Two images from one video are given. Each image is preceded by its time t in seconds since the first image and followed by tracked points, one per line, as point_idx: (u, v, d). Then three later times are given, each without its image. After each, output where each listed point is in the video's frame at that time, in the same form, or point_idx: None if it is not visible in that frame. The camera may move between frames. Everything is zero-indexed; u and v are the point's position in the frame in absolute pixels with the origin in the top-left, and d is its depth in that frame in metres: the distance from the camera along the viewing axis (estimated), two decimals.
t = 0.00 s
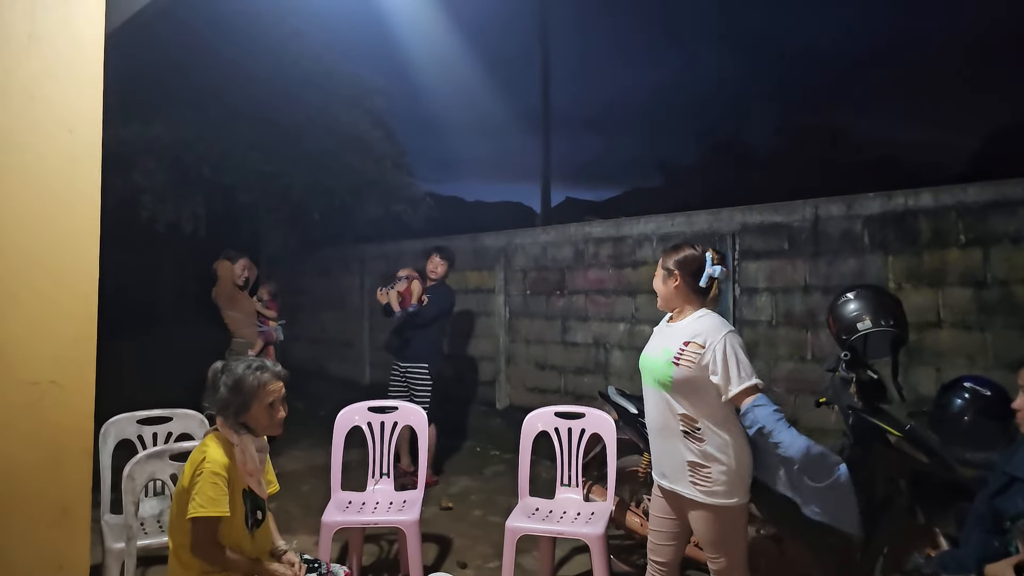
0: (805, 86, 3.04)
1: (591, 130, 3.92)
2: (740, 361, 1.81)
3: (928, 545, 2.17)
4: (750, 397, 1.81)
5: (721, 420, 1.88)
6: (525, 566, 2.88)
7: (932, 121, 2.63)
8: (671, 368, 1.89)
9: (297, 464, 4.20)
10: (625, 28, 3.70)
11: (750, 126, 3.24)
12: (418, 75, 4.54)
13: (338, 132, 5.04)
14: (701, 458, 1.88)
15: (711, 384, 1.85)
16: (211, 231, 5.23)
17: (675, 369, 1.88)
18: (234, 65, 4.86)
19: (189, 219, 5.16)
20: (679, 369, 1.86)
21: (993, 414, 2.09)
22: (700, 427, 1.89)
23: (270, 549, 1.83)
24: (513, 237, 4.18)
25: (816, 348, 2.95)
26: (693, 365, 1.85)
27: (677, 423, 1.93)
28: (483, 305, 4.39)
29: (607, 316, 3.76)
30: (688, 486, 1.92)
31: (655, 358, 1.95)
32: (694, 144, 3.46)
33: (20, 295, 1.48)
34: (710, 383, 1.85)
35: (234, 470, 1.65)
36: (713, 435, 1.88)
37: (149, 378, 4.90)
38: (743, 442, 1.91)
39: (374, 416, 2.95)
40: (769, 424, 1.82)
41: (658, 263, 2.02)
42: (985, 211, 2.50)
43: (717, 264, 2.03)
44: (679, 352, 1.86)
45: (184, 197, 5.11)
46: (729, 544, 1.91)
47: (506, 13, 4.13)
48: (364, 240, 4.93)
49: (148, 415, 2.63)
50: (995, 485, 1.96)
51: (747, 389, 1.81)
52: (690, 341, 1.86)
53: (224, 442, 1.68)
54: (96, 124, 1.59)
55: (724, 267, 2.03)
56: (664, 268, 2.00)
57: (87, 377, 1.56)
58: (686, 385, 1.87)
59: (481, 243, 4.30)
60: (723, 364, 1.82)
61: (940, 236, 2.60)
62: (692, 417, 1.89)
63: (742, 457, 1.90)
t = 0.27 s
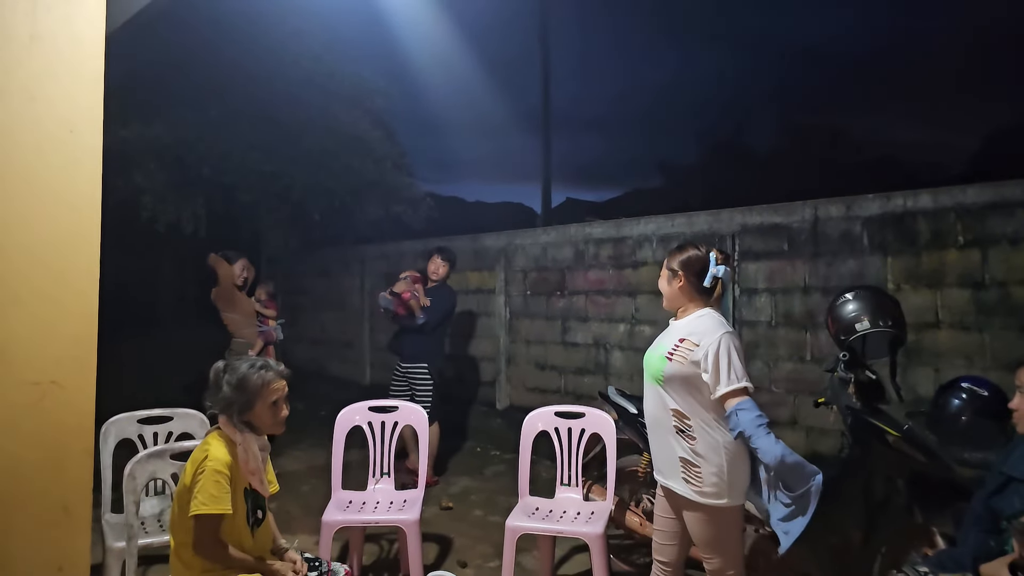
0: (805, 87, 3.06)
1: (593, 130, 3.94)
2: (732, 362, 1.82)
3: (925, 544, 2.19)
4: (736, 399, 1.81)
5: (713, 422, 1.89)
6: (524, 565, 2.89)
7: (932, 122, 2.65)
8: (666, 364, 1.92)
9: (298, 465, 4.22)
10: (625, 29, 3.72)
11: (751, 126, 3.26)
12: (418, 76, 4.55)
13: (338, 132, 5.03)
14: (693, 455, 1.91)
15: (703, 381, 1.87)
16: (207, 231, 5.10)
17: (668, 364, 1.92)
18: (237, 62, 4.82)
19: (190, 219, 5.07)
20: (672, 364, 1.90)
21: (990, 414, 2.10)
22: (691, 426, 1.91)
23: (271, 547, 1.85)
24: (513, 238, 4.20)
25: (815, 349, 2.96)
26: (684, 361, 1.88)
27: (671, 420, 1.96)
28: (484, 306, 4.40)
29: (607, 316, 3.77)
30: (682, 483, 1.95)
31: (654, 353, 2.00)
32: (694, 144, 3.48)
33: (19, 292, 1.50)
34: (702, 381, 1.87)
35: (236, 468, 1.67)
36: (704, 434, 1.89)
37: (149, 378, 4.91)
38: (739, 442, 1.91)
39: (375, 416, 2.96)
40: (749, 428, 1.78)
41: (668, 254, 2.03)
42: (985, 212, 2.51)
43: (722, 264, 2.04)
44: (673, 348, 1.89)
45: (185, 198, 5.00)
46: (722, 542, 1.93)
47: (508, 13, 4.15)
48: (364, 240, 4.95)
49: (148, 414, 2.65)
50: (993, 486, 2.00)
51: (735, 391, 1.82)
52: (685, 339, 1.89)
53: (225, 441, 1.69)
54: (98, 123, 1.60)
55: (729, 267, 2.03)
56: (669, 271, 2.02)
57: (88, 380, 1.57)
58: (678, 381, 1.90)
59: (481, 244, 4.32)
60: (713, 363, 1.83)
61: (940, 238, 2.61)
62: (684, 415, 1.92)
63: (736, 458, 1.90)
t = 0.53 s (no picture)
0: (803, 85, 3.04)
1: (591, 130, 3.82)
2: (729, 361, 2.00)
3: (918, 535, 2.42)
4: (732, 393, 2.00)
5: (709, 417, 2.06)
6: (525, 563, 2.93)
7: (933, 119, 2.66)
8: (665, 359, 2.10)
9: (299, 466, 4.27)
10: (626, 27, 3.69)
11: (751, 125, 3.20)
12: (414, 76, 4.48)
13: (337, 132, 4.96)
14: (691, 450, 2.09)
15: (702, 377, 2.05)
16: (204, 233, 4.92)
17: (667, 360, 2.10)
18: (239, 62, 4.88)
19: (187, 221, 4.91)
20: (672, 360, 2.08)
21: (982, 409, 2.30)
22: (690, 421, 2.09)
23: (269, 547, 1.97)
24: (513, 239, 4.27)
25: (812, 346, 2.98)
26: (683, 357, 2.06)
27: (670, 416, 2.14)
28: (484, 306, 4.42)
29: (607, 315, 3.80)
30: (680, 477, 2.13)
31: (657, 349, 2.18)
32: (693, 143, 3.38)
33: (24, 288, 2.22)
34: (701, 376, 2.04)
35: (236, 466, 1.82)
36: (701, 428, 2.07)
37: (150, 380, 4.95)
38: (736, 438, 2.08)
39: (375, 415, 2.99)
40: (740, 417, 1.97)
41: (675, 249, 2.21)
42: (980, 209, 2.53)
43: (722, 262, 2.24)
44: (672, 344, 2.07)
45: (182, 198, 4.91)
46: (717, 539, 2.11)
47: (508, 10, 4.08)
48: (364, 242, 4.95)
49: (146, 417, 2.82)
50: (984, 478, 2.27)
51: (733, 386, 1.99)
52: (684, 336, 2.07)
53: (226, 441, 1.83)
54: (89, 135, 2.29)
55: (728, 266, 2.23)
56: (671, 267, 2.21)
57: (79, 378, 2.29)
58: (677, 377, 2.08)
59: (481, 244, 4.38)
60: (711, 358, 2.00)
61: (935, 236, 2.63)
62: (683, 411, 2.10)
63: (732, 452, 2.06)
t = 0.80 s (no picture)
0: (801, 79, 3.03)
1: (582, 128, 3.84)
2: (731, 355, 2.01)
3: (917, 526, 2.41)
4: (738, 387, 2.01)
5: (710, 412, 2.08)
6: (528, 559, 2.93)
7: (931, 113, 2.65)
8: (666, 354, 2.11)
9: (300, 467, 4.30)
10: (623, 24, 3.68)
11: (750, 124, 3.19)
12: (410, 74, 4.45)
13: (326, 130, 4.92)
14: (691, 444, 2.10)
15: (703, 372, 2.06)
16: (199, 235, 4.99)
17: (668, 355, 2.11)
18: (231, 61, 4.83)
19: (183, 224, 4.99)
20: (673, 354, 2.09)
21: (979, 400, 2.33)
22: (690, 416, 2.10)
23: (270, 547, 1.98)
24: (511, 237, 4.25)
25: (810, 340, 2.99)
26: (684, 351, 2.07)
27: (670, 410, 2.15)
28: (483, 305, 4.40)
29: (606, 313, 3.81)
30: (680, 472, 2.13)
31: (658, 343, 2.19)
32: (689, 139, 3.39)
33: (22, 288, 2.24)
34: (702, 371, 2.05)
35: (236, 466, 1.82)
36: (701, 423, 2.08)
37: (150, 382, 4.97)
38: (735, 433, 2.09)
39: (375, 415, 2.99)
40: (747, 410, 2.46)
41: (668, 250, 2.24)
42: (977, 202, 2.54)
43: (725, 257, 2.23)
44: (673, 339, 2.08)
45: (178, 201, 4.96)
46: (718, 531, 2.11)
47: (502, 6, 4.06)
48: (364, 242, 4.82)
49: (146, 420, 2.81)
50: (983, 469, 2.30)
51: (736, 380, 2.00)
52: (685, 330, 2.08)
53: (226, 441, 1.83)
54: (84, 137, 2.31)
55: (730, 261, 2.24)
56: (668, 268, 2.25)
57: (73, 380, 2.31)
58: (677, 371, 2.09)
59: (479, 243, 4.37)
60: (712, 353, 2.01)
61: (932, 228, 2.64)
62: (683, 405, 2.11)
63: (732, 446, 2.08)
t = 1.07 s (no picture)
0: (796, 73, 3.01)
1: (576, 123, 3.82)
2: (723, 346, 2.02)
3: (912, 518, 2.42)
4: (730, 378, 2.02)
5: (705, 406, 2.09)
6: (525, 554, 2.95)
7: (927, 107, 2.64)
8: (659, 348, 2.12)
9: (298, 464, 4.31)
10: (619, 18, 3.63)
11: (746, 115, 3.16)
12: (404, 69, 4.37)
13: (325, 125, 4.93)
14: (685, 438, 2.11)
15: (696, 364, 2.07)
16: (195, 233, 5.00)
17: (660, 348, 2.12)
18: (226, 55, 4.73)
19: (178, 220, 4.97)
20: (665, 348, 2.10)
21: (972, 392, 2.37)
22: (685, 409, 2.11)
23: (265, 543, 1.99)
24: (507, 232, 4.27)
25: (807, 334, 2.99)
26: (677, 345, 2.07)
27: (664, 404, 2.16)
28: (479, 301, 4.44)
29: (603, 308, 3.82)
30: (675, 467, 2.14)
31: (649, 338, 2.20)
32: (684, 134, 3.37)
33: (22, 282, 2.04)
34: (695, 363, 2.06)
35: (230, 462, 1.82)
36: (696, 416, 2.09)
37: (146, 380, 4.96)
38: (729, 425, 2.10)
39: (371, 411, 2.99)
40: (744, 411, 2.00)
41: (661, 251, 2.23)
42: (971, 194, 2.55)
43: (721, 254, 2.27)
44: (665, 332, 2.09)
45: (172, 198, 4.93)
46: (715, 525, 2.12)
47: None
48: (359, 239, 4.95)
49: (139, 417, 2.83)
50: (978, 460, 2.30)
51: (729, 371, 2.02)
52: (677, 323, 2.09)
53: (220, 438, 1.84)
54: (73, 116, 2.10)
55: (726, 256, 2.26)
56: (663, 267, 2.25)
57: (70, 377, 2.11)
58: (670, 364, 2.09)
59: (476, 238, 4.41)
60: (704, 345, 2.03)
61: (928, 221, 2.65)
62: (677, 399, 2.12)
63: (726, 439, 2.09)
